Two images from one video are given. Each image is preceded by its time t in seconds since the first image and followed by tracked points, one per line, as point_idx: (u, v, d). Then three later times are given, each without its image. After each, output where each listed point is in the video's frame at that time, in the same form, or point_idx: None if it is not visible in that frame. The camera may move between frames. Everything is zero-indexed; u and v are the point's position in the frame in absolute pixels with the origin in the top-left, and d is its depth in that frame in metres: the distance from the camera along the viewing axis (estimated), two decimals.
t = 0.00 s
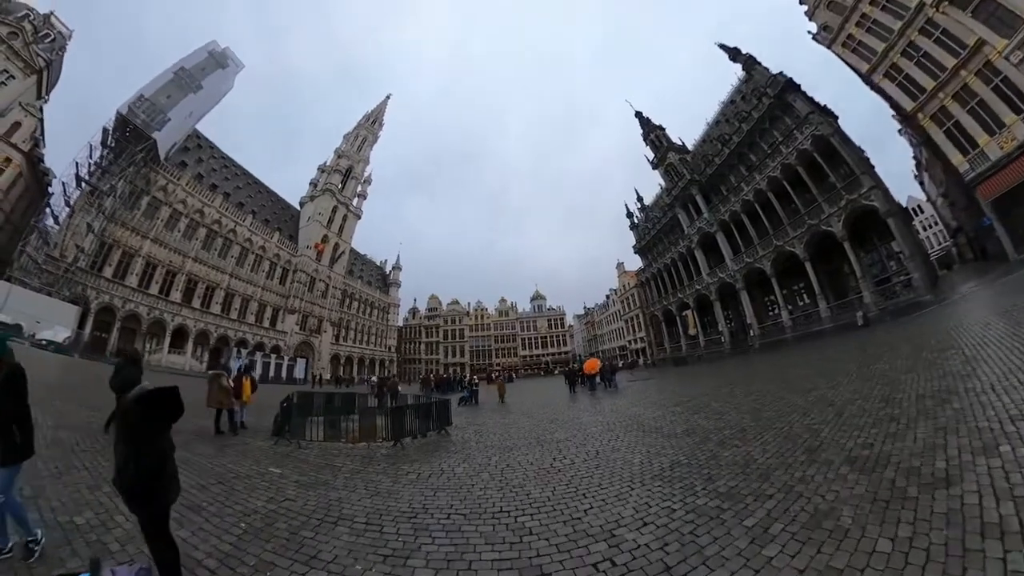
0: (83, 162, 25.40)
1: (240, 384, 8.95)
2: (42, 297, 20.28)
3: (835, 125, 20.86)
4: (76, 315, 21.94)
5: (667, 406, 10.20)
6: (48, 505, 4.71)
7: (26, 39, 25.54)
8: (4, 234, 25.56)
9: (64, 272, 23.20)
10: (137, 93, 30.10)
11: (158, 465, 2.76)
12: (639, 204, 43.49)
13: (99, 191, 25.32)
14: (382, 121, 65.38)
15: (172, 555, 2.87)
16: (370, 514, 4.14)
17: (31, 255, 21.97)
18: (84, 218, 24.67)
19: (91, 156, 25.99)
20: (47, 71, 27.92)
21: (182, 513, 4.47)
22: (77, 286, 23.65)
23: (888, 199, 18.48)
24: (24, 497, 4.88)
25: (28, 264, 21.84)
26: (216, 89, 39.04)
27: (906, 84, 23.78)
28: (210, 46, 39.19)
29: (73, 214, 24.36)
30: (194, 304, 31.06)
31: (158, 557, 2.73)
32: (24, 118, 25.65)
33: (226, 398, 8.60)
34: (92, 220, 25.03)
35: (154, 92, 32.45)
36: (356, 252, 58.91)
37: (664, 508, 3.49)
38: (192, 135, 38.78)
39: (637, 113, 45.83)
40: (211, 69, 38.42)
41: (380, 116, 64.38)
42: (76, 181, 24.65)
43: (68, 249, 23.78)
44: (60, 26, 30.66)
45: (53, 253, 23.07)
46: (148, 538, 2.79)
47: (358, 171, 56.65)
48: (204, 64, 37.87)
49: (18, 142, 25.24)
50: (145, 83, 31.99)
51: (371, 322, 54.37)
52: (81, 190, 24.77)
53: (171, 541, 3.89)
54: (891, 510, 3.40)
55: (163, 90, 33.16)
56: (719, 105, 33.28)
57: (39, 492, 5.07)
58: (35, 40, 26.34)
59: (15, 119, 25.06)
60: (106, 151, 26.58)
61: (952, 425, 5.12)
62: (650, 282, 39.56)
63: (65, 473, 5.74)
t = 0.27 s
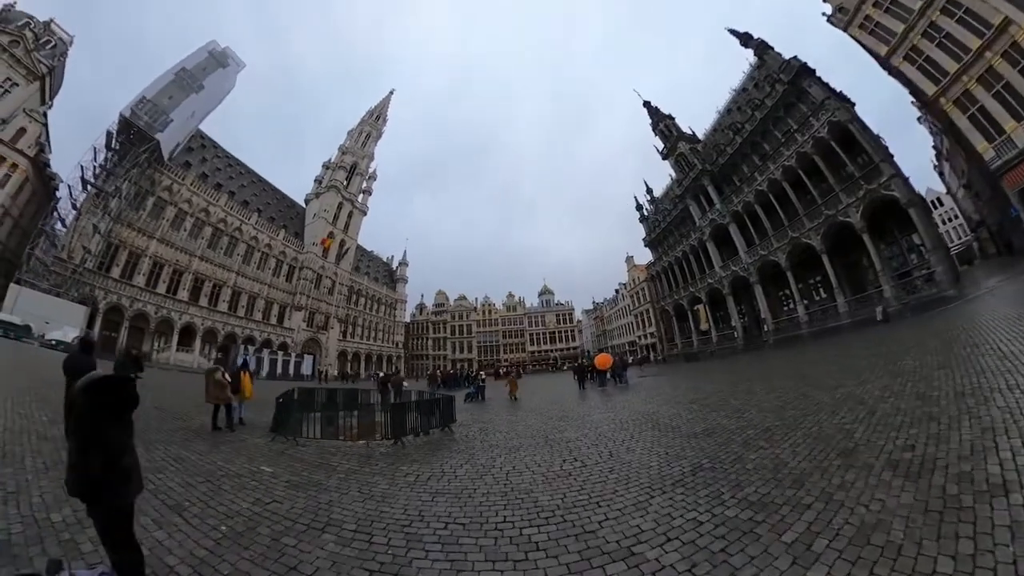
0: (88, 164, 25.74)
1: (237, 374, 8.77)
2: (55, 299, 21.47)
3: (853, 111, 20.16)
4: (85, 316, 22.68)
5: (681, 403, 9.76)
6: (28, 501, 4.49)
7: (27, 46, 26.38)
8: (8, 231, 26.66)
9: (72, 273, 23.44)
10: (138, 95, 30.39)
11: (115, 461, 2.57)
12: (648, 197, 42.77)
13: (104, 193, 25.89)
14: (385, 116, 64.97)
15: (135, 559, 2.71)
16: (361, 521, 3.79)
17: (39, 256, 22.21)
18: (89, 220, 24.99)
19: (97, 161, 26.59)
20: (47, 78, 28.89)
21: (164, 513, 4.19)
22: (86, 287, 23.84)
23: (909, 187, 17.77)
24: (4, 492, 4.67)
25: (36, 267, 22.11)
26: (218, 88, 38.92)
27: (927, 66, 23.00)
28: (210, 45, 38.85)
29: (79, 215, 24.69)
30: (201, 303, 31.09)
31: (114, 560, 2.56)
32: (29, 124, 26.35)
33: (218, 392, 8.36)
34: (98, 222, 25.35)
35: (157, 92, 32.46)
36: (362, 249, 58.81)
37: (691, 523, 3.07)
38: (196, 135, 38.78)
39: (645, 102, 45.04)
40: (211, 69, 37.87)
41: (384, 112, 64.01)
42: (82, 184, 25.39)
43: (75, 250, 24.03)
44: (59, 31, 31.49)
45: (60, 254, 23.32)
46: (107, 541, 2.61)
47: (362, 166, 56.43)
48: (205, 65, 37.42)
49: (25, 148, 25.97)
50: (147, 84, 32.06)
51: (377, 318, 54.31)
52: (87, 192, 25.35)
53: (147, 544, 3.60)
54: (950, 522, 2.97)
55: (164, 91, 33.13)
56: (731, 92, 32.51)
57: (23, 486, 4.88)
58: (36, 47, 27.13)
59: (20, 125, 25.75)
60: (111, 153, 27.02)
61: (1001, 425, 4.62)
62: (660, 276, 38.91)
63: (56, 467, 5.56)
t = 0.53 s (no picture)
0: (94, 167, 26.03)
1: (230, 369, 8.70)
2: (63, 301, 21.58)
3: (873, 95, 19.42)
4: (94, 317, 22.95)
5: (697, 399, 9.37)
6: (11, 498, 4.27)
7: (30, 55, 27.27)
8: (19, 235, 27.09)
9: (82, 275, 23.76)
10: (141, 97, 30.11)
11: (67, 464, 2.27)
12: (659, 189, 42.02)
13: (110, 194, 25.93)
14: (389, 112, 64.59)
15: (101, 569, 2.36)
16: (351, 530, 3.48)
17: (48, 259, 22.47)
18: (97, 222, 25.09)
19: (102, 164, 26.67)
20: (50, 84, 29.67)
21: (145, 515, 3.94)
22: (95, 289, 24.27)
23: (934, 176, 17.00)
24: None
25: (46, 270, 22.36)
26: (223, 89, 38.63)
27: (950, 49, 22.06)
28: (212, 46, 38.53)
29: (87, 218, 24.81)
30: (209, 302, 31.51)
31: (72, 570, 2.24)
32: (34, 131, 26.91)
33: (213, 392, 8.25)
34: (105, 225, 25.45)
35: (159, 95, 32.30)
36: (368, 245, 58.80)
37: (720, 542, 2.70)
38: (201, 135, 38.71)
39: (655, 91, 44.19)
40: (213, 69, 37.34)
41: (389, 106, 63.57)
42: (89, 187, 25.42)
43: (84, 253, 24.19)
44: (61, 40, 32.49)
45: (70, 257, 23.67)
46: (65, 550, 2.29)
47: (367, 163, 56.24)
48: (207, 64, 37.06)
49: (31, 155, 26.41)
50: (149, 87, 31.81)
51: (385, 314, 54.32)
52: (94, 195, 25.43)
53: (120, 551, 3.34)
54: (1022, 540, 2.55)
55: (167, 93, 32.97)
56: (744, 80, 31.68)
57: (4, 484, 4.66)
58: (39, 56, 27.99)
59: (26, 132, 26.30)
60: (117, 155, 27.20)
61: None
62: (672, 269, 38.28)
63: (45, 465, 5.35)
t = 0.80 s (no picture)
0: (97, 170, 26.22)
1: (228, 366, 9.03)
2: (70, 301, 21.66)
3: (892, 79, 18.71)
4: (102, 317, 23.11)
5: (709, 396, 9.00)
6: None
7: (32, 62, 27.90)
8: (29, 240, 27.75)
9: (90, 276, 24.17)
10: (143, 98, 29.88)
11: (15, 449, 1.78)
12: (669, 180, 41.30)
13: (116, 197, 26.18)
14: (393, 108, 64.26)
15: None
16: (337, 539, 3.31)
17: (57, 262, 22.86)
18: (103, 224, 25.40)
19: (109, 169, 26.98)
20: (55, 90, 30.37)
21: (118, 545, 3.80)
22: (103, 289, 24.65)
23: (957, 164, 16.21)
24: None
25: (55, 272, 23.16)
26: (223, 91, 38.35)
27: (973, 30, 20.84)
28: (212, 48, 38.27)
29: (93, 221, 25.14)
30: (216, 300, 31.82)
31: None
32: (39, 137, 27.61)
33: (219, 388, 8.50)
34: (111, 226, 25.76)
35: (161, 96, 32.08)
36: (374, 242, 58.79)
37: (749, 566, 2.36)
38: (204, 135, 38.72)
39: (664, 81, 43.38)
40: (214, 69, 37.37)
41: (392, 102, 63.19)
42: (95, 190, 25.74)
43: (92, 254, 24.59)
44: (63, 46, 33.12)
45: (79, 259, 24.07)
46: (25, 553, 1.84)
47: (372, 159, 56.05)
48: (207, 65, 37.01)
49: (37, 160, 27.16)
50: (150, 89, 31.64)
51: (392, 310, 54.32)
52: (100, 198, 25.71)
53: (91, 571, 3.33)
54: None
55: (170, 94, 32.81)
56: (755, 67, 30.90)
57: None
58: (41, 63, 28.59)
59: (31, 138, 27.01)
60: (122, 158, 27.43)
61: None
62: (683, 263, 37.71)
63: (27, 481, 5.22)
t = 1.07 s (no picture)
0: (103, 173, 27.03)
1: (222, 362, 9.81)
2: (80, 303, 22.52)
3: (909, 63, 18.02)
4: (110, 317, 23.66)
5: (722, 395, 8.68)
6: None
7: (33, 70, 28.77)
8: (36, 243, 28.83)
9: (98, 277, 24.71)
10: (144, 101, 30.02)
11: None
12: (679, 172, 40.63)
13: (120, 200, 26.60)
14: (396, 104, 63.90)
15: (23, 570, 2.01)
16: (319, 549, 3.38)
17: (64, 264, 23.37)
18: (109, 226, 26.03)
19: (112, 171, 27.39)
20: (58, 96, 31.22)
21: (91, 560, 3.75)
22: (110, 290, 25.17)
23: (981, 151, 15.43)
24: None
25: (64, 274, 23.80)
26: (223, 91, 38.30)
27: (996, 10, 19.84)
28: (212, 48, 38.21)
29: (100, 223, 25.78)
30: (222, 298, 32.03)
31: None
32: (43, 142, 28.47)
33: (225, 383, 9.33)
34: (117, 228, 26.38)
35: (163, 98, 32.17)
36: (380, 240, 58.79)
37: None
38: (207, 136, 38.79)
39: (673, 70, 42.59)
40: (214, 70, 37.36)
41: (396, 97, 62.86)
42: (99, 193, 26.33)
43: (98, 256, 25.11)
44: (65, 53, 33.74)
45: (86, 261, 24.55)
46: None
47: (376, 155, 55.88)
48: (207, 65, 36.97)
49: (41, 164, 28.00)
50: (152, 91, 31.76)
51: (398, 307, 54.33)
52: (105, 201, 26.33)
53: None
54: None
55: (170, 95, 32.91)
56: (766, 54, 30.14)
57: None
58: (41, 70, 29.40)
59: (35, 143, 27.89)
60: (125, 161, 27.77)
61: None
62: (694, 257, 37.09)
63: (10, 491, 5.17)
